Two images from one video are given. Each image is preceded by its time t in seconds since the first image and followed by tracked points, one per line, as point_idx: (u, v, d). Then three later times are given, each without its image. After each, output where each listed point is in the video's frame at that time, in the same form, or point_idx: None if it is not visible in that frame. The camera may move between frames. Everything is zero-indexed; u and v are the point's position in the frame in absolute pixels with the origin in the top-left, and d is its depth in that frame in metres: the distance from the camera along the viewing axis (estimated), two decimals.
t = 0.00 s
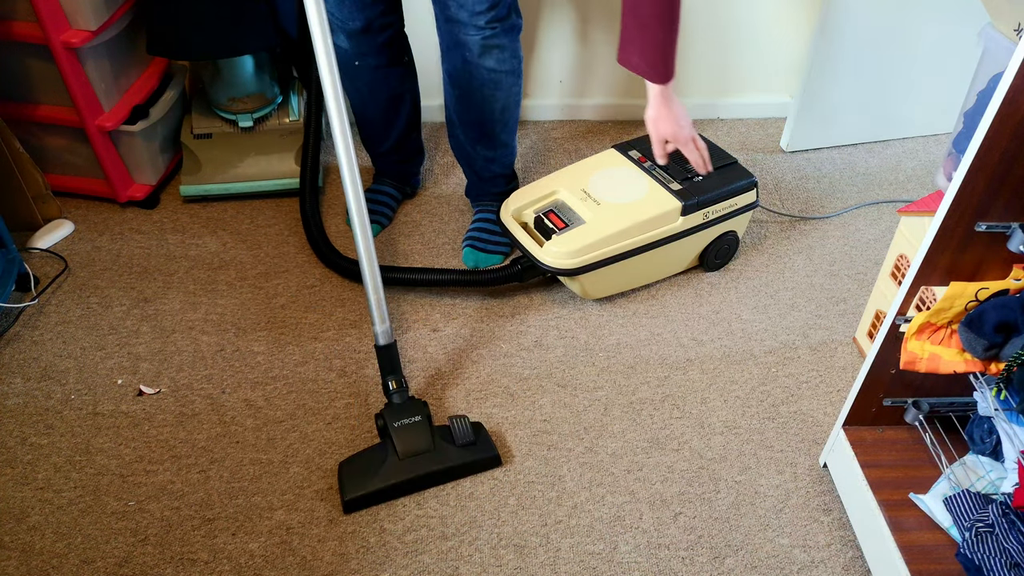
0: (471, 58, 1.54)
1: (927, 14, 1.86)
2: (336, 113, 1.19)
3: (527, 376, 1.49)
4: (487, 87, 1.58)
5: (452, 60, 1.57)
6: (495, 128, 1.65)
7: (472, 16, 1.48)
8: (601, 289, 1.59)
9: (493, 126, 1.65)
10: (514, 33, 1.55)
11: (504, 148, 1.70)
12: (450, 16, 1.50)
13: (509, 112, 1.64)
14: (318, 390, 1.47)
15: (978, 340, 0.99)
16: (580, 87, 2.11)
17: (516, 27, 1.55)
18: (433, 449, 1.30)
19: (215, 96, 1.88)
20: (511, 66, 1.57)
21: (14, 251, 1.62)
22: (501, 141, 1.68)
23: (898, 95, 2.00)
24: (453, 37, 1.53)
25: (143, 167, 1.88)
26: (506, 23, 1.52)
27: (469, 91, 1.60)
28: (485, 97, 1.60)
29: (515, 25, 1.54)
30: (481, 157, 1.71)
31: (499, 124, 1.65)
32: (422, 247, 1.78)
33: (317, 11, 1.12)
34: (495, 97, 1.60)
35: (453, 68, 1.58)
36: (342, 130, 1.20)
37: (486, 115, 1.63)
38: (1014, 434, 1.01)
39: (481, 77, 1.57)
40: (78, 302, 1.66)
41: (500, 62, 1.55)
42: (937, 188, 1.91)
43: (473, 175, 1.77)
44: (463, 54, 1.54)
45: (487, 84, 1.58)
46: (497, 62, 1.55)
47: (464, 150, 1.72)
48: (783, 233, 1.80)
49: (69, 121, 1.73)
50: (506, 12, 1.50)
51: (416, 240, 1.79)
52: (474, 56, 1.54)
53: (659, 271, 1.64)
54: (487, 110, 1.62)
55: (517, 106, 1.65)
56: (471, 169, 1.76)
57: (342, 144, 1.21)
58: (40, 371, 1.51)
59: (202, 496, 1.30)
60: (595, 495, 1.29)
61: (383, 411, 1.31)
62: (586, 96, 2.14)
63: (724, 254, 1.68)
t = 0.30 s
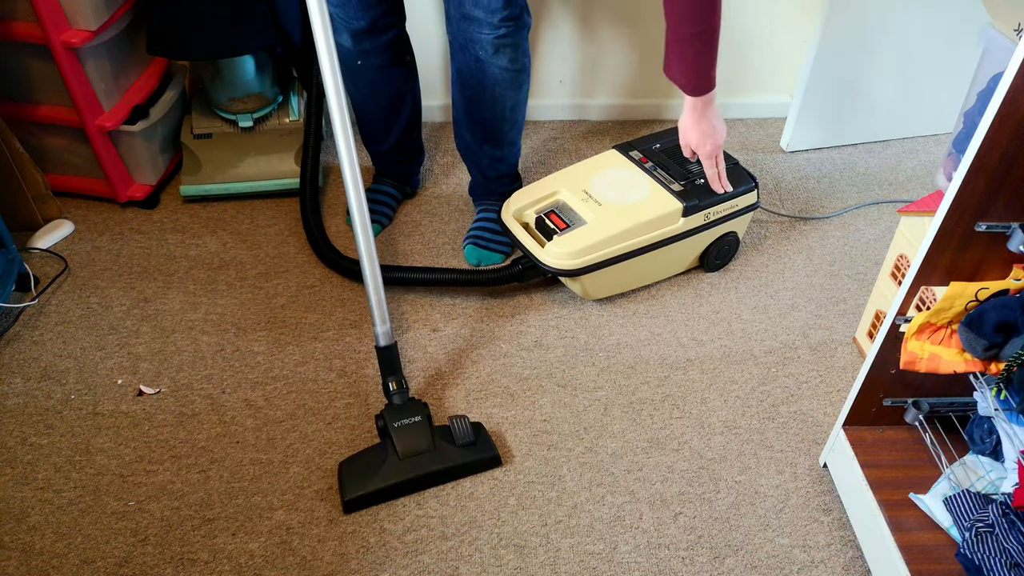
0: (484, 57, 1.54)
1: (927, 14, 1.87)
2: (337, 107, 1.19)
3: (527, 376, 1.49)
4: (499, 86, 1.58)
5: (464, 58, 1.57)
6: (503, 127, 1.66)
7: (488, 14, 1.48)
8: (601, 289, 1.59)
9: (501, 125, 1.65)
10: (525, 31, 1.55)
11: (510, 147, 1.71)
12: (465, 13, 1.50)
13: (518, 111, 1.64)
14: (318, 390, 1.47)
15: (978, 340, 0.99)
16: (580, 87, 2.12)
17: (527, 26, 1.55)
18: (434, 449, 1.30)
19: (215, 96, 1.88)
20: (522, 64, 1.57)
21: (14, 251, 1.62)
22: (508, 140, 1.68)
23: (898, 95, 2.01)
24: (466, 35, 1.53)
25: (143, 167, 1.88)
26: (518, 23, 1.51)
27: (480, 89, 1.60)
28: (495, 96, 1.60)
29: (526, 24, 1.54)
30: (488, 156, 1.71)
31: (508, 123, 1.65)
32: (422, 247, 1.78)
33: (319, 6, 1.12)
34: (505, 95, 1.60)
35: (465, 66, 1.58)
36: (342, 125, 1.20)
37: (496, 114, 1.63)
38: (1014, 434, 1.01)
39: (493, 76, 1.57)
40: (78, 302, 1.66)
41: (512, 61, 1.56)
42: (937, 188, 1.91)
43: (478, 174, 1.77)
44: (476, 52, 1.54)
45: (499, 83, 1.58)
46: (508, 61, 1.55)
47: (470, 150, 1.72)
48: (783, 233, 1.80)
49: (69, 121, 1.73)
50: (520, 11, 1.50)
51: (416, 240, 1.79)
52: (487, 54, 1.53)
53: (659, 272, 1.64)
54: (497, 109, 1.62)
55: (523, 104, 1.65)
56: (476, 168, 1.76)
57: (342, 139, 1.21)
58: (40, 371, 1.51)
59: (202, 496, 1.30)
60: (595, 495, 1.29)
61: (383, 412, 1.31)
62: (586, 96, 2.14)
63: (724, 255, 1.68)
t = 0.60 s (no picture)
0: (487, 53, 1.54)
1: (927, 14, 1.87)
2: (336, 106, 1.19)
3: (527, 376, 1.49)
4: (501, 83, 1.58)
5: (467, 55, 1.57)
6: (504, 126, 1.66)
7: (491, 10, 1.48)
8: (602, 289, 1.59)
9: (502, 123, 1.65)
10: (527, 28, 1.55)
11: (511, 146, 1.71)
12: (468, 10, 1.50)
13: (519, 108, 1.64)
14: (318, 390, 1.47)
15: (978, 340, 0.99)
16: (581, 87, 2.11)
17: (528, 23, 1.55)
18: (433, 449, 1.30)
19: (215, 96, 1.88)
20: (523, 61, 1.57)
21: (13, 251, 1.62)
22: (509, 138, 1.68)
23: (898, 95, 2.00)
24: (469, 31, 1.53)
25: (143, 167, 1.88)
26: (520, 20, 1.51)
27: (482, 86, 1.60)
28: (497, 93, 1.60)
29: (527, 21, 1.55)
30: (489, 154, 1.71)
31: (509, 121, 1.65)
32: (422, 247, 1.78)
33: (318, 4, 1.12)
34: (507, 93, 1.60)
35: (467, 63, 1.58)
36: (341, 123, 1.20)
37: (497, 112, 1.63)
38: (1014, 434, 1.01)
39: (495, 73, 1.57)
40: (78, 302, 1.66)
41: (514, 58, 1.56)
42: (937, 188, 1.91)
43: (479, 173, 1.77)
44: (479, 49, 1.54)
45: (501, 80, 1.58)
46: (510, 58, 1.55)
47: (471, 148, 1.72)
48: (783, 233, 1.80)
49: (69, 121, 1.73)
50: (522, 7, 1.51)
51: (416, 240, 1.79)
52: (490, 51, 1.53)
53: (659, 271, 1.64)
54: (498, 106, 1.62)
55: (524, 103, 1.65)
56: (478, 167, 1.76)
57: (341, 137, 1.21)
58: (40, 371, 1.51)
59: (203, 496, 1.30)
60: (595, 495, 1.29)
61: (383, 413, 1.31)
62: (586, 96, 2.14)
63: (724, 254, 1.68)
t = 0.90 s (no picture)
0: (483, 52, 1.54)
1: (927, 14, 1.87)
2: (335, 107, 1.19)
3: (527, 376, 1.49)
4: (498, 82, 1.58)
5: (464, 54, 1.57)
6: (503, 125, 1.66)
7: (486, 9, 1.47)
8: (602, 289, 1.59)
9: (500, 122, 1.65)
10: (523, 26, 1.55)
11: (511, 145, 1.70)
12: (463, 9, 1.50)
13: (517, 107, 1.64)
14: (318, 390, 1.47)
15: (978, 340, 0.99)
16: (580, 87, 2.12)
17: (524, 22, 1.55)
18: (433, 449, 1.30)
19: (215, 95, 1.88)
20: (520, 60, 1.57)
21: (13, 251, 1.62)
22: (507, 138, 1.68)
23: (899, 95, 2.00)
24: (465, 31, 1.53)
25: (143, 167, 1.88)
26: (515, 18, 1.51)
27: (479, 85, 1.59)
28: (494, 92, 1.60)
29: (522, 20, 1.54)
30: (489, 153, 1.71)
31: (508, 120, 1.65)
32: (422, 247, 1.78)
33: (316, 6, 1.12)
34: (504, 92, 1.60)
35: (465, 62, 1.58)
36: (340, 124, 1.20)
37: (495, 111, 1.63)
38: (1014, 434, 1.01)
39: (492, 72, 1.57)
40: (78, 302, 1.66)
41: (511, 57, 1.55)
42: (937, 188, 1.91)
43: (478, 173, 1.77)
44: (475, 48, 1.54)
45: (498, 78, 1.57)
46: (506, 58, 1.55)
47: (470, 147, 1.72)
48: (783, 233, 1.80)
49: (69, 121, 1.73)
50: (517, 6, 1.50)
51: (416, 240, 1.79)
52: (486, 50, 1.53)
53: (659, 271, 1.64)
54: (496, 105, 1.62)
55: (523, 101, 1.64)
56: (478, 167, 1.76)
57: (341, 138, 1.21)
58: (40, 371, 1.51)
59: (203, 496, 1.30)
60: (595, 495, 1.29)
61: (383, 412, 1.31)
62: (586, 96, 2.14)
63: (724, 254, 1.68)
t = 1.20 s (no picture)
0: (483, 52, 1.54)
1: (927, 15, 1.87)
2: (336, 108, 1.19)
3: (527, 376, 1.49)
4: (498, 81, 1.58)
5: (464, 54, 1.57)
6: (502, 125, 1.65)
7: (486, 8, 1.48)
8: (602, 289, 1.59)
9: (500, 122, 1.65)
10: (523, 25, 1.55)
11: (511, 144, 1.70)
12: (463, 8, 1.50)
13: (517, 107, 1.64)
14: (318, 390, 1.47)
15: (978, 340, 0.99)
16: (580, 87, 2.12)
17: (524, 21, 1.55)
18: (433, 449, 1.30)
19: (215, 96, 1.88)
20: (520, 60, 1.57)
21: (13, 251, 1.62)
22: (507, 137, 1.68)
23: (898, 96, 2.01)
24: (465, 30, 1.53)
25: (143, 167, 1.88)
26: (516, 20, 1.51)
27: (479, 86, 1.59)
28: (494, 92, 1.60)
29: (522, 19, 1.55)
30: (489, 153, 1.71)
31: (508, 120, 1.65)
32: (422, 247, 1.78)
33: (317, 7, 1.12)
34: (504, 92, 1.60)
35: (465, 62, 1.58)
36: (341, 125, 1.20)
37: (495, 111, 1.63)
38: (1014, 434, 1.01)
39: (492, 72, 1.57)
40: (78, 302, 1.66)
41: (511, 57, 1.55)
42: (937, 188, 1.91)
43: (478, 173, 1.77)
44: (475, 48, 1.54)
45: (499, 78, 1.57)
46: (507, 58, 1.55)
47: (470, 147, 1.72)
48: (783, 233, 1.80)
49: (69, 121, 1.73)
50: (517, 5, 1.51)
51: (416, 240, 1.79)
52: (486, 50, 1.53)
53: (659, 271, 1.64)
54: (496, 105, 1.62)
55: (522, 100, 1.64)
56: (478, 167, 1.76)
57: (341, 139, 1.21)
58: (40, 371, 1.51)
59: (203, 496, 1.30)
60: (595, 495, 1.29)
61: (383, 413, 1.31)
62: (585, 96, 2.14)
63: (724, 254, 1.68)
